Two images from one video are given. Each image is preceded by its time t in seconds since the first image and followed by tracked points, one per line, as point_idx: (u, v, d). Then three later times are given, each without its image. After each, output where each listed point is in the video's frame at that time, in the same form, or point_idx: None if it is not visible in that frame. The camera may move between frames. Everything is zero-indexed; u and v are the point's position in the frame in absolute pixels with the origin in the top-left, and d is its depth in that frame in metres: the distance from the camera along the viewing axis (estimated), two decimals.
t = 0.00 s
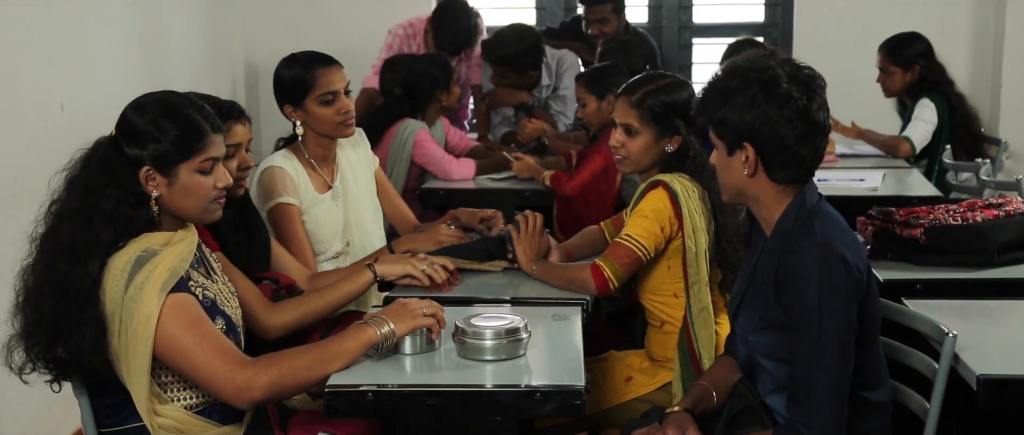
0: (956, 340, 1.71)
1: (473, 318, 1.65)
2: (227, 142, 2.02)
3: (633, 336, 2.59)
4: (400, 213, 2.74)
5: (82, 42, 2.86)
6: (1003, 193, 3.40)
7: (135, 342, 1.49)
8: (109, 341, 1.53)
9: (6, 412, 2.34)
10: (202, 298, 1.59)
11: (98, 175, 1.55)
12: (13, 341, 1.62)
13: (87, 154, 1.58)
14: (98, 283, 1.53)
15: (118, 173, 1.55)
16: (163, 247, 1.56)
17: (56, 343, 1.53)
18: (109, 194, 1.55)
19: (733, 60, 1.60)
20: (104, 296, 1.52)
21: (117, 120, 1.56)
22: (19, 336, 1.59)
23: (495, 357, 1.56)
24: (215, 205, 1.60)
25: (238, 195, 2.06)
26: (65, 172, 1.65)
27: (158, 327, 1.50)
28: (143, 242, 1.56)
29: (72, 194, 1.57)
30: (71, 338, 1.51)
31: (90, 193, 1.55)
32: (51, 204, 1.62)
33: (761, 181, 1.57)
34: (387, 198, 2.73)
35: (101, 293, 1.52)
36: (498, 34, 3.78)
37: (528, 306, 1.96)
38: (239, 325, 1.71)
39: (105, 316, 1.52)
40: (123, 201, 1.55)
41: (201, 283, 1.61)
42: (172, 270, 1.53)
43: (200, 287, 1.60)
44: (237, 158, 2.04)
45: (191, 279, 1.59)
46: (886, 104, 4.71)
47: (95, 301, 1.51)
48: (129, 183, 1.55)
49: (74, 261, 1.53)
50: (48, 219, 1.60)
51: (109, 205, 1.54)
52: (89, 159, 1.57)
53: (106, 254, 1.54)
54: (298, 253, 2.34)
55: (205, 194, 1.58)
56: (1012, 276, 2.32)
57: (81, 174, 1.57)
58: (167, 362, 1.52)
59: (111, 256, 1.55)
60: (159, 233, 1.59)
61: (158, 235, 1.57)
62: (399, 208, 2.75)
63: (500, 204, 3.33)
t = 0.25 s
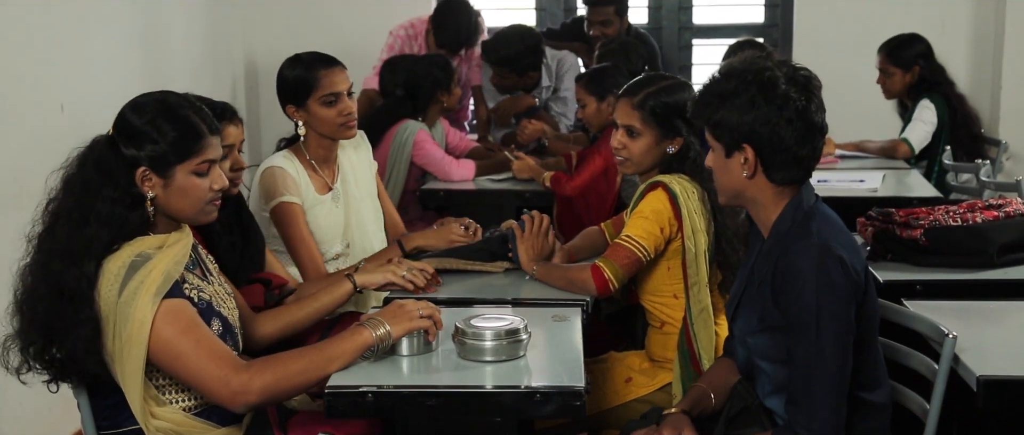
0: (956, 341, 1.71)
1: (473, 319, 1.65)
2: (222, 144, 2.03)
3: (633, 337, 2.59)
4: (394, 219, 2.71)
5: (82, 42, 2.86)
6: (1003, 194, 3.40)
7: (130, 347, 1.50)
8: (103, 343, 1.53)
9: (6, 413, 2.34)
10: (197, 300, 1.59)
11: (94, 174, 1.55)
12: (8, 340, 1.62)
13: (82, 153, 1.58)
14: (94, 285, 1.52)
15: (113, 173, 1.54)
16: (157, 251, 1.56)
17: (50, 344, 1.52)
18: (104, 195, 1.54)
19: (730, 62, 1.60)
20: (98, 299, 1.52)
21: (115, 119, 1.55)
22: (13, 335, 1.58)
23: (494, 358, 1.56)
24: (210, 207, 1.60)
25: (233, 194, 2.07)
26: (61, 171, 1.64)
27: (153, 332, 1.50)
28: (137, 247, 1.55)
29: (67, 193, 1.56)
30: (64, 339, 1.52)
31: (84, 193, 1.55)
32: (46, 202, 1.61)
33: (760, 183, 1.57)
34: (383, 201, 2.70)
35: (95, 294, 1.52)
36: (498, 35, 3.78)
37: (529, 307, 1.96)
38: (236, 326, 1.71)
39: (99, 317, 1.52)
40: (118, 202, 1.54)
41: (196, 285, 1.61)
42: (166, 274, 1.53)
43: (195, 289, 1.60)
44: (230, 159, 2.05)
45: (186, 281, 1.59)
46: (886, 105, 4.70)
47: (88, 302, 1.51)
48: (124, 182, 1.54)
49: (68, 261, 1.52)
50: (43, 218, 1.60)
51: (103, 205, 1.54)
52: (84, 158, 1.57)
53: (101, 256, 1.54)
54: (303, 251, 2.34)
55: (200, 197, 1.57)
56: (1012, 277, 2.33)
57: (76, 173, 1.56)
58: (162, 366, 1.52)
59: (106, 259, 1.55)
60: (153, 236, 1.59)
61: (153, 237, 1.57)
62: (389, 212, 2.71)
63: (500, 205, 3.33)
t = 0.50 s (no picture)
0: (955, 342, 1.71)
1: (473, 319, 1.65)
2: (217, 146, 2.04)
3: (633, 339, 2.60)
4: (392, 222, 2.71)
5: (82, 42, 2.86)
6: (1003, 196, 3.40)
7: (124, 355, 1.49)
8: (98, 347, 1.53)
9: (6, 413, 2.33)
10: (193, 304, 1.59)
11: (93, 171, 1.54)
12: (3, 335, 1.62)
13: (80, 150, 1.58)
14: (90, 288, 1.52)
15: (113, 171, 1.53)
16: (151, 256, 1.56)
17: (44, 343, 1.52)
18: (103, 193, 1.53)
19: (729, 64, 1.61)
20: (93, 301, 1.52)
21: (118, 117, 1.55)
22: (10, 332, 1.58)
23: (494, 359, 1.56)
24: (207, 211, 1.60)
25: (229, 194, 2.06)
26: (59, 169, 1.64)
27: (148, 339, 1.50)
28: (131, 252, 1.55)
29: (65, 190, 1.56)
30: (59, 338, 1.51)
31: (81, 191, 1.54)
32: (44, 200, 1.61)
33: (759, 185, 1.58)
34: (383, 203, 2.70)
35: (92, 296, 1.53)
36: (499, 37, 3.78)
37: (530, 308, 1.96)
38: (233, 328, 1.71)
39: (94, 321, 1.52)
40: (116, 201, 1.54)
41: (192, 289, 1.61)
42: (161, 281, 1.53)
43: (191, 293, 1.60)
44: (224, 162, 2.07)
45: (182, 286, 1.59)
46: (886, 106, 4.70)
47: (83, 302, 1.51)
48: (123, 181, 1.54)
49: (64, 260, 1.52)
50: (41, 216, 1.60)
51: (100, 204, 1.53)
52: (84, 155, 1.56)
53: (97, 256, 1.54)
54: (310, 246, 2.31)
55: (198, 201, 1.57)
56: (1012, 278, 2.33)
57: (74, 170, 1.56)
58: (158, 371, 1.52)
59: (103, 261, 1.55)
60: (148, 239, 1.59)
61: (148, 242, 1.57)
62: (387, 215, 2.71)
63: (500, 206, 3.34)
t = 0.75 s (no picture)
0: (955, 343, 1.71)
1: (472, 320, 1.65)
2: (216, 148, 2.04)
3: (633, 340, 2.60)
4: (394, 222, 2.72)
5: (82, 42, 2.86)
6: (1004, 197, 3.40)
7: (125, 356, 1.49)
8: (99, 347, 1.52)
9: (6, 414, 2.33)
10: (194, 307, 1.59)
11: (98, 171, 1.54)
12: (4, 334, 1.62)
13: (87, 149, 1.58)
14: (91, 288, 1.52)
15: (119, 171, 1.53)
16: (152, 257, 1.56)
17: (44, 341, 1.52)
18: (109, 194, 1.53)
19: (730, 66, 1.61)
20: (96, 301, 1.52)
21: (126, 116, 1.56)
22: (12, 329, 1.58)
23: (494, 360, 1.56)
24: (209, 216, 1.60)
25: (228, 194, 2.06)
26: (64, 168, 1.64)
27: (150, 340, 1.50)
28: (133, 254, 1.55)
29: (70, 189, 1.56)
30: (59, 336, 1.50)
31: (85, 189, 1.54)
32: (49, 199, 1.61)
33: (759, 187, 1.58)
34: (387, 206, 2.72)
35: (94, 295, 1.52)
36: (499, 38, 3.78)
37: (531, 309, 1.96)
38: (233, 331, 1.71)
39: (97, 322, 1.52)
40: (122, 202, 1.54)
41: (193, 292, 1.61)
42: (162, 282, 1.53)
43: (192, 296, 1.60)
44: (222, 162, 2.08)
45: (183, 288, 1.59)
46: (886, 108, 4.70)
47: (86, 302, 1.51)
48: (129, 182, 1.54)
49: (68, 259, 1.52)
50: (46, 214, 1.60)
51: (105, 204, 1.53)
52: (91, 154, 1.56)
53: (100, 255, 1.54)
54: (310, 245, 2.31)
55: (200, 205, 1.58)
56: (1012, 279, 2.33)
57: (79, 169, 1.56)
58: (159, 374, 1.52)
59: (106, 261, 1.55)
60: (149, 241, 1.59)
61: (149, 244, 1.57)
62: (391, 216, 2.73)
63: (501, 207, 3.34)
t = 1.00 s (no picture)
0: (955, 344, 1.71)
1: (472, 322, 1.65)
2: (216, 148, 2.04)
3: (633, 342, 2.60)
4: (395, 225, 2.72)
5: (81, 42, 2.86)
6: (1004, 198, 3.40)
7: (127, 357, 1.49)
8: (101, 349, 1.52)
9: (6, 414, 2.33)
10: (195, 310, 1.59)
11: (104, 171, 1.53)
12: (5, 334, 1.61)
13: (91, 151, 1.57)
14: (95, 289, 1.52)
15: (125, 173, 1.53)
16: (155, 260, 1.56)
17: (46, 341, 1.51)
18: (114, 195, 1.53)
19: (730, 67, 1.62)
20: (99, 302, 1.52)
21: (133, 118, 1.55)
22: (13, 328, 1.58)
23: (494, 362, 1.56)
24: (213, 220, 1.59)
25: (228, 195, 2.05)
26: (69, 169, 1.64)
27: (150, 342, 1.49)
28: (135, 256, 1.55)
29: (75, 190, 1.56)
30: (60, 336, 1.50)
31: (89, 189, 1.54)
32: (53, 199, 1.61)
33: (759, 189, 1.58)
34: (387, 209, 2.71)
35: (97, 298, 1.52)
36: (498, 40, 3.78)
37: (530, 310, 1.96)
38: (233, 334, 1.71)
39: (100, 323, 1.52)
40: (127, 204, 1.53)
41: (194, 295, 1.61)
42: (165, 284, 1.52)
43: (193, 299, 1.60)
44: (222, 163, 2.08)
45: (185, 292, 1.58)
46: (886, 109, 4.70)
47: (89, 303, 1.51)
48: (135, 184, 1.53)
49: (71, 259, 1.52)
50: (50, 215, 1.59)
51: (109, 206, 1.53)
52: (98, 155, 1.56)
53: (103, 255, 1.53)
54: (311, 246, 2.30)
55: (205, 209, 1.57)
56: (1012, 280, 2.33)
57: (84, 170, 1.56)
58: (159, 376, 1.52)
59: (110, 263, 1.54)
60: (152, 243, 1.58)
61: (152, 246, 1.57)
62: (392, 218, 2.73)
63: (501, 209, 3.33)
